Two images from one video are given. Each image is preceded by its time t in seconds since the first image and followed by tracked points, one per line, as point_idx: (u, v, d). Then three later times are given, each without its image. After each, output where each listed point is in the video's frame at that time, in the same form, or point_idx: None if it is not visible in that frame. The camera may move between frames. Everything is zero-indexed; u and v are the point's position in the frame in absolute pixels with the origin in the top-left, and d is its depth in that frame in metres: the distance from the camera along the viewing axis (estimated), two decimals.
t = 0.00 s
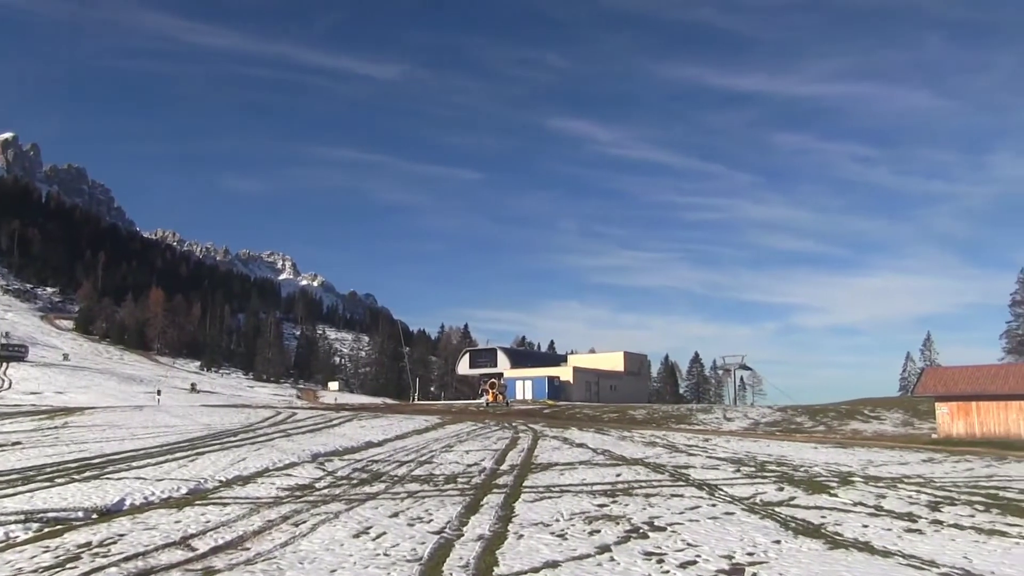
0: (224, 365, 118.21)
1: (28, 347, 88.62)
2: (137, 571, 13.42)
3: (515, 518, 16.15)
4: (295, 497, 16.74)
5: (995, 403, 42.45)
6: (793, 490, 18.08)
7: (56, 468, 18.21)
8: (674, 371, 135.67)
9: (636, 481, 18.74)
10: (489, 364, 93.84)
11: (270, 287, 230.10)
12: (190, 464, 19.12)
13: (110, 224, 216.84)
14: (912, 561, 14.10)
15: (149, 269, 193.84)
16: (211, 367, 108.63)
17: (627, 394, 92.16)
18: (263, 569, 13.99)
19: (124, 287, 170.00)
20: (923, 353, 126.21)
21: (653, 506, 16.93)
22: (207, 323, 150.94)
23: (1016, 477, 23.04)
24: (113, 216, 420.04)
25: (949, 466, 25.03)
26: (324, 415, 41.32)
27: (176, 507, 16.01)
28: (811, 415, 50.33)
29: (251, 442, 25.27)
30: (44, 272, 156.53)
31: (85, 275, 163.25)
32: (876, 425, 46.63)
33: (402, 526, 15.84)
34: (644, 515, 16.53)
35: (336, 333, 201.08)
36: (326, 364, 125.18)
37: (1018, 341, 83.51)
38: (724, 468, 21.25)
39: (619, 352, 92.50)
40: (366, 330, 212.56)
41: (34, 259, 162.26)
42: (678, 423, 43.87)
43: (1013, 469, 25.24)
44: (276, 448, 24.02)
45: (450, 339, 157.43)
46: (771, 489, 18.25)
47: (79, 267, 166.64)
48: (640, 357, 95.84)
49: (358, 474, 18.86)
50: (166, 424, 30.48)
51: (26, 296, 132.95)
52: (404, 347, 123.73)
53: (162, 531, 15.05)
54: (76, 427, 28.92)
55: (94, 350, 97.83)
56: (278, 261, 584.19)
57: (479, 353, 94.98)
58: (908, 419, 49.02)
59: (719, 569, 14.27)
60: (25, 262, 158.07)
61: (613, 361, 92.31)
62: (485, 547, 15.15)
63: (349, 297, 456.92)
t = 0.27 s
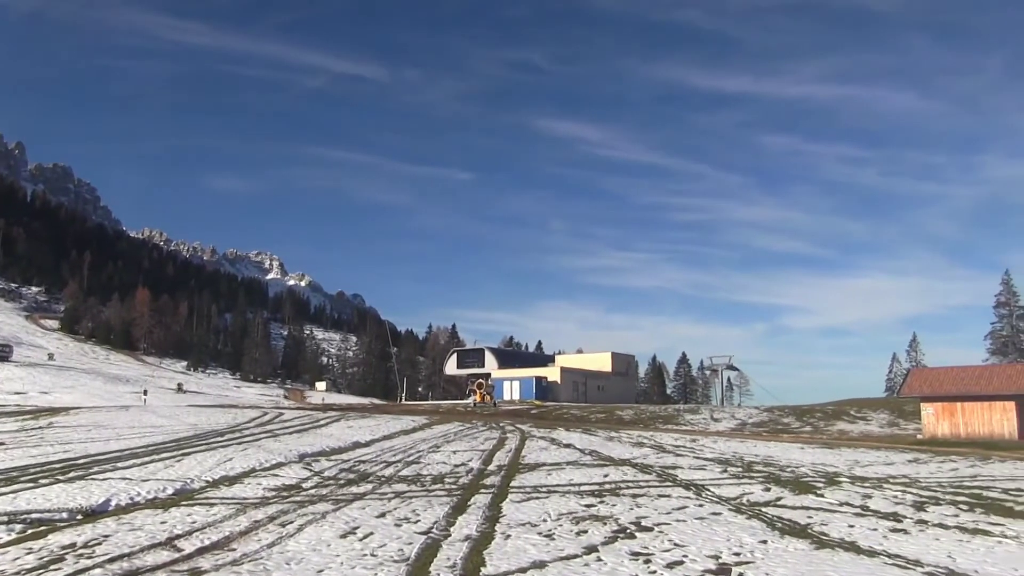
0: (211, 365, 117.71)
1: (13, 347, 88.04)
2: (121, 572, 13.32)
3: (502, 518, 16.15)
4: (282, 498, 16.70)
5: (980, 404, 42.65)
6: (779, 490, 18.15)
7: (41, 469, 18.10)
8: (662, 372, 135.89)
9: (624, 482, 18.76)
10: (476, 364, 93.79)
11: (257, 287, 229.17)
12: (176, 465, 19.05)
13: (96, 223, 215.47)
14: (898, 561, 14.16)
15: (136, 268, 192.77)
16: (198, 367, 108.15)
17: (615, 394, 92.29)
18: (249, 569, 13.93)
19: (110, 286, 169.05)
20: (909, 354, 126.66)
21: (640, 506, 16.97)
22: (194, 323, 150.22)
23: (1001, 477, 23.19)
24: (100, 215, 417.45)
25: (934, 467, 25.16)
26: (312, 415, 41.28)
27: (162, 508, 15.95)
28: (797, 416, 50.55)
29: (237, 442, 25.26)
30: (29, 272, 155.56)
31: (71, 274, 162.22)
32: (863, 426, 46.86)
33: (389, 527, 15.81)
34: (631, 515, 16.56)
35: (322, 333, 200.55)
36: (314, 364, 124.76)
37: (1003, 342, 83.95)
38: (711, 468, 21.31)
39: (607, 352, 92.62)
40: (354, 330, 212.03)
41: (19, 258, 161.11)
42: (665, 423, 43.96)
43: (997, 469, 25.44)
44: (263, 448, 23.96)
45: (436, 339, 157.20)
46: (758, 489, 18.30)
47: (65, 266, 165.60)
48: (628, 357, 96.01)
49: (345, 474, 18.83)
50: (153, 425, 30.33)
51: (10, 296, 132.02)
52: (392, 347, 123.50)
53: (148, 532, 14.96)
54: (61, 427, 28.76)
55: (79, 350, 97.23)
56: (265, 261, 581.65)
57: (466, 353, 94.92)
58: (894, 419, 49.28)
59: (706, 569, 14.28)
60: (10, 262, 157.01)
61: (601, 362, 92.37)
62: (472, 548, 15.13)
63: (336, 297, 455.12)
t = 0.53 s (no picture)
0: (200, 365, 117.32)
1: None
2: (107, 572, 13.23)
3: (492, 519, 16.15)
4: (271, 498, 16.66)
5: (967, 404, 42.86)
6: (768, 491, 18.22)
7: (27, 469, 18.04)
8: (651, 373, 136.14)
9: (613, 482, 18.79)
10: (466, 364, 93.76)
11: (246, 287, 228.41)
12: (164, 465, 19.01)
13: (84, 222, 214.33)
14: (885, 560, 14.22)
15: (124, 268, 191.91)
16: (186, 367, 107.75)
17: (604, 395, 92.37)
18: (237, 570, 13.86)
19: (98, 286, 168.25)
20: (897, 355, 127.09)
21: (630, 507, 16.99)
22: (183, 323, 149.69)
23: (987, 477, 23.33)
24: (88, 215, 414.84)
25: (922, 467, 25.26)
26: (301, 414, 41.24)
27: (149, 508, 15.90)
28: (786, 417, 50.72)
29: (226, 442, 25.24)
30: (16, 272, 154.79)
31: (58, 274, 161.39)
32: (851, 426, 47.03)
33: (378, 527, 15.79)
34: (620, 516, 16.57)
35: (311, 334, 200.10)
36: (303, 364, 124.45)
37: (989, 343, 84.38)
38: (700, 469, 21.35)
39: (596, 353, 92.73)
40: (344, 330, 211.62)
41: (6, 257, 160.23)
42: (655, 424, 44.03)
43: (983, 469, 25.61)
44: (252, 447, 23.91)
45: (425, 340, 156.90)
46: (748, 489, 18.36)
47: (52, 266, 164.80)
48: (617, 358, 96.19)
49: (334, 474, 18.80)
50: (141, 425, 30.23)
51: None
52: (381, 348, 123.28)
53: (136, 533, 14.88)
54: (47, 427, 28.64)
55: (66, 350, 96.72)
56: (254, 261, 579.38)
57: (456, 354, 94.89)
58: (882, 420, 49.48)
59: (695, 569, 14.27)
60: None
61: (591, 363, 92.50)
62: (461, 548, 15.12)
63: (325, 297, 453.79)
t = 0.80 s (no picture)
0: (187, 365, 116.90)
1: None
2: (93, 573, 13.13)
3: (480, 519, 16.16)
4: (259, 499, 16.63)
5: (953, 404, 43.05)
6: (755, 491, 18.27)
7: (11, 470, 17.93)
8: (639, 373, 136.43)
9: (601, 483, 18.81)
10: (454, 365, 93.70)
11: (234, 287, 227.64)
12: (151, 466, 18.94)
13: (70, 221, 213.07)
14: (871, 560, 14.28)
15: (111, 267, 190.96)
16: (173, 367, 107.35)
17: (592, 395, 92.51)
18: (224, 570, 13.79)
19: (84, 285, 167.34)
20: (884, 356, 127.66)
21: (618, 507, 17.03)
22: (170, 323, 149.09)
23: (972, 477, 23.45)
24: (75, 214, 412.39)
25: (907, 467, 25.38)
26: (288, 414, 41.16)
27: (136, 509, 15.84)
28: (773, 417, 50.89)
29: (213, 442, 25.20)
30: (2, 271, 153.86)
31: (44, 274, 160.50)
32: (837, 427, 47.22)
33: (365, 528, 15.77)
34: (608, 516, 16.60)
35: (300, 334, 199.53)
36: (290, 364, 124.14)
37: (975, 343, 84.84)
38: (687, 469, 21.40)
39: (584, 354, 92.86)
40: (332, 331, 211.23)
41: None
42: (642, 425, 44.09)
43: (968, 469, 25.79)
44: (239, 448, 23.86)
45: (412, 340, 156.60)
46: (735, 489, 18.42)
47: (38, 265, 163.88)
48: (605, 358, 96.35)
49: (321, 475, 18.78)
50: (127, 425, 30.10)
51: None
52: (369, 348, 123.13)
53: (122, 534, 14.81)
54: (32, 428, 28.50)
55: (52, 350, 96.16)
56: (242, 261, 577.13)
57: (444, 354, 94.80)
58: (868, 420, 49.71)
59: (682, 569, 14.28)
60: None
61: (579, 363, 92.63)
62: (449, 548, 15.11)
63: (314, 297, 452.39)
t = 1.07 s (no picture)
0: (176, 366, 116.46)
1: None
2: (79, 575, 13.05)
3: (469, 520, 16.14)
4: (247, 500, 16.61)
5: (940, 405, 43.22)
6: (743, 492, 18.33)
7: None
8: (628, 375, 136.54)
9: (589, 484, 18.84)
10: (443, 365, 93.62)
11: (223, 288, 226.88)
12: (139, 467, 18.87)
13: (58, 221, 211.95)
14: (860, 560, 14.32)
15: (99, 267, 190.10)
16: (161, 368, 106.95)
17: (582, 396, 92.54)
18: (212, 572, 13.70)
19: (72, 285, 166.51)
20: (871, 357, 127.98)
21: (607, 508, 17.04)
22: (158, 323, 148.54)
23: (960, 478, 23.55)
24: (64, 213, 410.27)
25: (896, 468, 25.46)
26: (277, 415, 41.04)
27: (124, 510, 15.80)
28: (763, 418, 50.98)
29: (201, 443, 25.14)
30: None
31: (31, 274, 159.67)
32: (826, 428, 47.36)
33: (354, 528, 15.74)
34: (597, 517, 16.61)
35: (290, 334, 199.04)
36: (279, 365, 123.80)
37: (962, 345, 85.16)
38: (676, 470, 21.42)
39: (573, 355, 93.00)
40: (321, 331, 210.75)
41: None
42: (631, 426, 44.13)
43: (955, 470, 25.92)
44: (227, 449, 23.78)
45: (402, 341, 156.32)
46: (723, 490, 18.47)
47: (25, 266, 163.01)
48: (594, 359, 96.47)
49: (310, 475, 18.77)
50: (115, 426, 29.98)
51: None
52: (358, 348, 122.93)
53: (109, 535, 14.74)
54: (19, 429, 28.36)
55: (38, 350, 95.61)
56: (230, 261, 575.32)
57: (433, 355, 94.70)
58: (857, 422, 49.85)
59: (671, 569, 14.27)
60: None
61: (568, 364, 92.72)
62: (438, 549, 15.07)
63: (303, 298, 451.03)
